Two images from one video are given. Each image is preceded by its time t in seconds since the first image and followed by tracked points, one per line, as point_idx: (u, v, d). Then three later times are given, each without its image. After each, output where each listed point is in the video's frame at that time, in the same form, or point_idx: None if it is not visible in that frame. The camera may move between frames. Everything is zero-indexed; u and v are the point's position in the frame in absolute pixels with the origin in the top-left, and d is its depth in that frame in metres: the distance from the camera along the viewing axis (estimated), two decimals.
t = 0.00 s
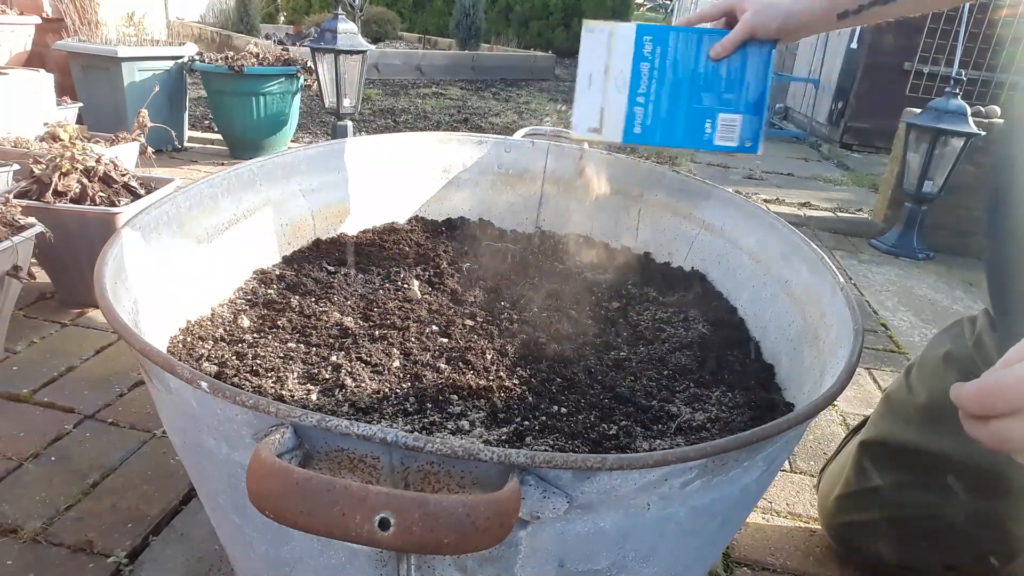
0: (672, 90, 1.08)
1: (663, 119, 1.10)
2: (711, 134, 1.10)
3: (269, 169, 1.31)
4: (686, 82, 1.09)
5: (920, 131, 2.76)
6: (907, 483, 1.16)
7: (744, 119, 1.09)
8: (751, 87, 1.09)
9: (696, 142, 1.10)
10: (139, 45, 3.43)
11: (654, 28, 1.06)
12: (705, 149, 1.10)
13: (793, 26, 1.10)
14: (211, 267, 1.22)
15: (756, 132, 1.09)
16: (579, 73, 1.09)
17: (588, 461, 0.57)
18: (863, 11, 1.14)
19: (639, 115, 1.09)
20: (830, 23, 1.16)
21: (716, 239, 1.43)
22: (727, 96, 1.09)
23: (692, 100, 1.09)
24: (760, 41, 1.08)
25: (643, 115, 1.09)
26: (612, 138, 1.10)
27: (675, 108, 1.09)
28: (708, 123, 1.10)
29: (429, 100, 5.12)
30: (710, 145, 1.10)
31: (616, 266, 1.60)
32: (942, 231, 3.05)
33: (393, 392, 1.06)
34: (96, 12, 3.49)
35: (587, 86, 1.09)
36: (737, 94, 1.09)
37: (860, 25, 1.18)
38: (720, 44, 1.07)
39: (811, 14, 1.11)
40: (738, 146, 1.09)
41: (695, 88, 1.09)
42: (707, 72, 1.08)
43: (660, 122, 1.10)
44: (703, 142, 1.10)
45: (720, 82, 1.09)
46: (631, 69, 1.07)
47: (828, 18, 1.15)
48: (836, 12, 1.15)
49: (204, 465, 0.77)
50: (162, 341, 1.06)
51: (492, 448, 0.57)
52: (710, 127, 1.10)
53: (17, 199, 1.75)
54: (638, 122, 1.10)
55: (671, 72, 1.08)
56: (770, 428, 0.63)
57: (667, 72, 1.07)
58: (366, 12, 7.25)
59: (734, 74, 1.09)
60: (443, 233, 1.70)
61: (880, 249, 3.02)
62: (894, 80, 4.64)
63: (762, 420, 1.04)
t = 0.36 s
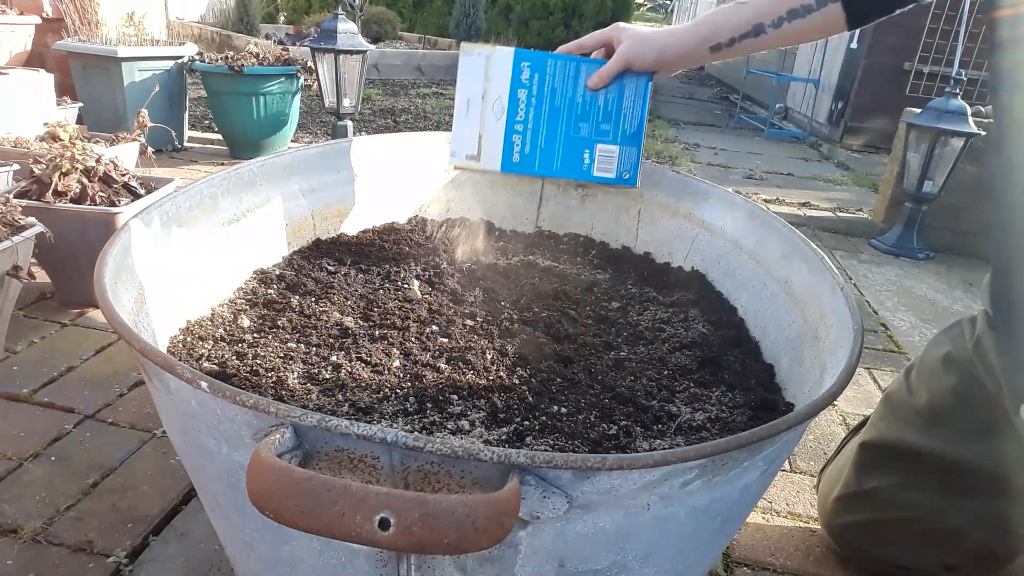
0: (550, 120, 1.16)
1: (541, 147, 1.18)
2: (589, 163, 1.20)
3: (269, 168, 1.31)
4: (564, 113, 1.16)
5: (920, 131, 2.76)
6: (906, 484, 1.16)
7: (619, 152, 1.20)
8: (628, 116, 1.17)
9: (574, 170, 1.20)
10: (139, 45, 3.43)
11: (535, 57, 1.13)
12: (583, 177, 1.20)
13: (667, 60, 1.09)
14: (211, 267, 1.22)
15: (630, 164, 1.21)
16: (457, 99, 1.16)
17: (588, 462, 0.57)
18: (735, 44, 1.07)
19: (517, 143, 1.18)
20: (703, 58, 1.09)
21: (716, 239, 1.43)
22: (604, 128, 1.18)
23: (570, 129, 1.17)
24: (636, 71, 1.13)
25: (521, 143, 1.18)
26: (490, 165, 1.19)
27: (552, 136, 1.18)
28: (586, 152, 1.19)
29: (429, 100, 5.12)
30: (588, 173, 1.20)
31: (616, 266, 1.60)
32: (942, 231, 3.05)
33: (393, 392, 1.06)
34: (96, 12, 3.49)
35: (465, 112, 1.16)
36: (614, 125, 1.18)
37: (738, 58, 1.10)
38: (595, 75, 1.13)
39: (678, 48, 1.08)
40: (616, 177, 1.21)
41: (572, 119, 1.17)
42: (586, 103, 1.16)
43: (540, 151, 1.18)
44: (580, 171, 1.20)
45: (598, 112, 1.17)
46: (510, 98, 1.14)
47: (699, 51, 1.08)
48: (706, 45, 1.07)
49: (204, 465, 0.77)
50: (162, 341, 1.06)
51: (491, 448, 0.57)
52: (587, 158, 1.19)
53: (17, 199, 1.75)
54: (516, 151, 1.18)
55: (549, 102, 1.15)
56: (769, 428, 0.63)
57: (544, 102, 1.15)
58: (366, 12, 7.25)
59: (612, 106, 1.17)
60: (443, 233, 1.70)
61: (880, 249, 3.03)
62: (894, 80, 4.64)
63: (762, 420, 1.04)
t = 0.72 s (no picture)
0: (468, 147, 1.17)
1: (460, 178, 1.19)
2: (517, 196, 1.21)
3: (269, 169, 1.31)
4: (484, 139, 1.18)
5: (920, 131, 2.76)
6: (907, 483, 1.16)
7: (549, 183, 1.22)
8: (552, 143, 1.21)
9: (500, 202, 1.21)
10: (139, 45, 3.43)
11: (445, 81, 1.15)
12: (511, 210, 1.21)
13: (594, 77, 1.16)
14: (212, 267, 1.23)
15: (561, 195, 1.22)
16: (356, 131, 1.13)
17: (588, 462, 0.57)
18: (666, 61, 1.14)
19: (435, 173, 1.18)
20: (632, 75, 1.17)
21: (716, 239, 1.44)
22: (528, 156, 1.20)
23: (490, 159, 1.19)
24: (558, 92, 1.19)
25: (438, 176, 1.18)
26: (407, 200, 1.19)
27: (472, 165, 1.19)
28: (513, 182, 1.20)
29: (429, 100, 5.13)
30: (515, 207, 1.21)
31: (616, 266, 1.60)
32: (942, 231, 3.05)
33: (393, 392, 1.06)
34: (96, 12, 3.49)
35: (371, 142, 1.15)
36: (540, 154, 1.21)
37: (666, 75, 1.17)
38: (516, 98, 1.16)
39: (605, 65, 1.14)
40: (548, 209, 1.22)
41: (495, 147, 1.18)
42: (507, 131, 1.18)
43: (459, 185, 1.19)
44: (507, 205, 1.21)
45: (521, 139, 1.19)
46: (421, 125, 1.15)
47: (628, 69, 1.16)
48: (635, 63, 1.15)
49: (204, 465, 0.77)
50: (162, 340, 1.06)
51: (492, 448, 0.57)
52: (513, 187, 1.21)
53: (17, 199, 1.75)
54: (432, 185, 1.18)
55: (466, 130, 1.17)
56: (768, 428, 0.63)
57: (461, 129, 1.17)
58: (366, 12, 7.24)
59: (534, 133, 1.20)
60: (443, 233, 1.70)
61: (880, 249, 3.03)
62: (894, 80, 4.65)
63: (762, 420, 1.04)
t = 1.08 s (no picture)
0: (520, 122, 1.10)
1: (509, 150, 1.11)
2: (560, 169, 1.13)
3: (269, 169, 1.31)
4: (535, 115, 1.11)
5: (920, 131, 2.76)
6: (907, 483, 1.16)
7: (592, 159, 1.14)
8: (596, 120, 1.12)
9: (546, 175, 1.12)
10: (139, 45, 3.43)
11: (503, 56, 1.08)
12: (553, 183, 1.13)
13: (643, 62, 1.08)
14: (213, 266, 1.23)
15: (603, 172, 1.14)
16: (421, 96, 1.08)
17: (588, 461, 0.57)
18: (713, 47, 1.08)
19: (483, 144, 1.10)
20: (680, 61, 1.10)
21: (715, 239, 1.44)
22: (575, 132, 1.12)
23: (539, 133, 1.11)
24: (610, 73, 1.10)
25: (489, 144, 1.10)
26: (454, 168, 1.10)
27: (523, 138, 1.11)
28: (558, 157, 1.13)
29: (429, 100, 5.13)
30: (558, 179, 1.13)
31: (617, 266, 1.60)
32: (942, 231, 3.05)
33: (393, 392, 1.06)
34: (96, 12, 3.49)
35: (428, 110, 1.09)
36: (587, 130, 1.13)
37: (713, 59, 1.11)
38: (569, 76, 1.08)
39: (654, 50, 1.07)
40: (588, 184, 1.14)
41: (543, 121, 1.11)
42: (558, 106, 1.11)
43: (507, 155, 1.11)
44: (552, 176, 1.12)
45: (570, 115, 1.12)
46: (476, 96, 1.08)
47: (677, 54, 1.08)
48: (683, 48, 1.07)
49: (204, 465, 0.77)
50: (162, 340, 1.06)
51: (492, 448, 0.57)
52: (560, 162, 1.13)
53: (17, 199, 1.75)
54: (482, 153, 1.10)
55: (519, 102, 1.10)
56: (768, 428, 0.63)
57: (513, 102, 1.09)
58: (366, 12, 7.24)
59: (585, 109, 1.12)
60: (443, 232, 1.70)
61: (880, 249, 3.03)
62: (894, 80, 4.65)
63: (762, 420, 1.04)
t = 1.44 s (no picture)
0: (609, 179, 0.96)
1: (607, 214, 0.95)
2: (664, 218, 0.98)
3: (269, 169, 1.31)
4: (619, 169, 0.97)
5: (920, 131, 2.77)
6: (907, 482, 1.16)
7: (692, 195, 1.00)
8: (683, 154, 1.01)
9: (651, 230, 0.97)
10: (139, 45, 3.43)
11: (568, 116, 0.95)
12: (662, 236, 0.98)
13: (721, 85, 1.03)
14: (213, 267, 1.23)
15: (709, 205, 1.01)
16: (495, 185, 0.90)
17: (587, 461, 0.57)
18: (785, 62, 1.06)
19: (580, 216, 0.94)
20: (753, 79, 1.07)
21: (715, 239, 1.44)
22: (666, 175, 0.99)
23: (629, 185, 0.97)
24: (685, 103, 1.02)
25: (586, 216, 0.94)
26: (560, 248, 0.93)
27: (614, 198, 0.96)
28: (656, 206, 0.98)
29: (429, 100, 5.13)
30: (665, 230, 0.98)
31: (617, 266, 1.60)
32: (942, 231, 3.05)
33: (392, 391, 1.06)
34: (96, 12, 3.48)
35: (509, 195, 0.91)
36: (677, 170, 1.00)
37: (783, 77, 1.09)
38: (644, 118, 0.96)
39: (729, 70, 1.03)
40: (697, 225, 1.00)
41: (631, 174, 0.97)
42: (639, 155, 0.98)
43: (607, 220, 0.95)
44: (658, 229, 0.97)
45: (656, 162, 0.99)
46: (557, 164, 0.93)
47: (751, 72, 1.06)
48: (758, 65, 1.05)
49: (204, 465, 0.77)
50: (162, 341, 1.06)
51: (491, 447, 0.57)
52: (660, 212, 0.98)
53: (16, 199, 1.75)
54: (581, 227, 0.94)
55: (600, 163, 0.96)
56: (768, 427, 0.63)
57: (595, 163, 0.95)
58: (366, 12, 7.24)
59: (666, 150, 0.99)
60: (443, 233, 1.70)
61: (880, 249, 3.03)
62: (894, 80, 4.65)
63: (761, 420, 1.04)
